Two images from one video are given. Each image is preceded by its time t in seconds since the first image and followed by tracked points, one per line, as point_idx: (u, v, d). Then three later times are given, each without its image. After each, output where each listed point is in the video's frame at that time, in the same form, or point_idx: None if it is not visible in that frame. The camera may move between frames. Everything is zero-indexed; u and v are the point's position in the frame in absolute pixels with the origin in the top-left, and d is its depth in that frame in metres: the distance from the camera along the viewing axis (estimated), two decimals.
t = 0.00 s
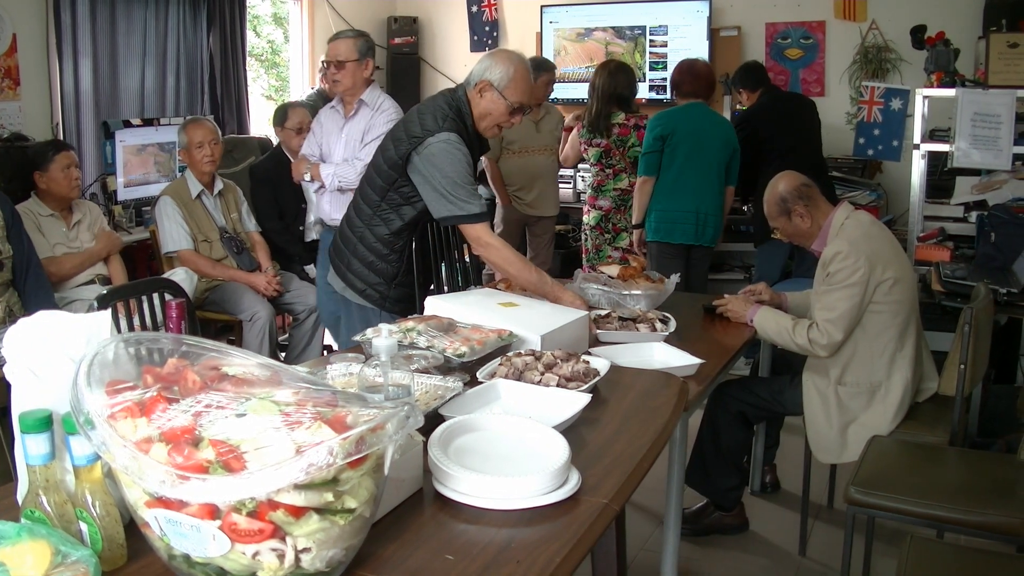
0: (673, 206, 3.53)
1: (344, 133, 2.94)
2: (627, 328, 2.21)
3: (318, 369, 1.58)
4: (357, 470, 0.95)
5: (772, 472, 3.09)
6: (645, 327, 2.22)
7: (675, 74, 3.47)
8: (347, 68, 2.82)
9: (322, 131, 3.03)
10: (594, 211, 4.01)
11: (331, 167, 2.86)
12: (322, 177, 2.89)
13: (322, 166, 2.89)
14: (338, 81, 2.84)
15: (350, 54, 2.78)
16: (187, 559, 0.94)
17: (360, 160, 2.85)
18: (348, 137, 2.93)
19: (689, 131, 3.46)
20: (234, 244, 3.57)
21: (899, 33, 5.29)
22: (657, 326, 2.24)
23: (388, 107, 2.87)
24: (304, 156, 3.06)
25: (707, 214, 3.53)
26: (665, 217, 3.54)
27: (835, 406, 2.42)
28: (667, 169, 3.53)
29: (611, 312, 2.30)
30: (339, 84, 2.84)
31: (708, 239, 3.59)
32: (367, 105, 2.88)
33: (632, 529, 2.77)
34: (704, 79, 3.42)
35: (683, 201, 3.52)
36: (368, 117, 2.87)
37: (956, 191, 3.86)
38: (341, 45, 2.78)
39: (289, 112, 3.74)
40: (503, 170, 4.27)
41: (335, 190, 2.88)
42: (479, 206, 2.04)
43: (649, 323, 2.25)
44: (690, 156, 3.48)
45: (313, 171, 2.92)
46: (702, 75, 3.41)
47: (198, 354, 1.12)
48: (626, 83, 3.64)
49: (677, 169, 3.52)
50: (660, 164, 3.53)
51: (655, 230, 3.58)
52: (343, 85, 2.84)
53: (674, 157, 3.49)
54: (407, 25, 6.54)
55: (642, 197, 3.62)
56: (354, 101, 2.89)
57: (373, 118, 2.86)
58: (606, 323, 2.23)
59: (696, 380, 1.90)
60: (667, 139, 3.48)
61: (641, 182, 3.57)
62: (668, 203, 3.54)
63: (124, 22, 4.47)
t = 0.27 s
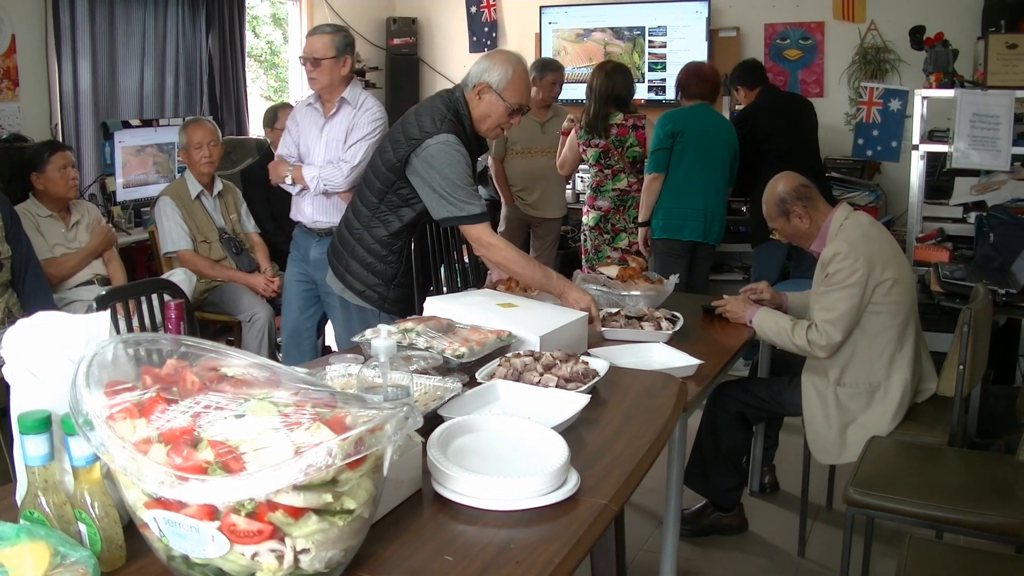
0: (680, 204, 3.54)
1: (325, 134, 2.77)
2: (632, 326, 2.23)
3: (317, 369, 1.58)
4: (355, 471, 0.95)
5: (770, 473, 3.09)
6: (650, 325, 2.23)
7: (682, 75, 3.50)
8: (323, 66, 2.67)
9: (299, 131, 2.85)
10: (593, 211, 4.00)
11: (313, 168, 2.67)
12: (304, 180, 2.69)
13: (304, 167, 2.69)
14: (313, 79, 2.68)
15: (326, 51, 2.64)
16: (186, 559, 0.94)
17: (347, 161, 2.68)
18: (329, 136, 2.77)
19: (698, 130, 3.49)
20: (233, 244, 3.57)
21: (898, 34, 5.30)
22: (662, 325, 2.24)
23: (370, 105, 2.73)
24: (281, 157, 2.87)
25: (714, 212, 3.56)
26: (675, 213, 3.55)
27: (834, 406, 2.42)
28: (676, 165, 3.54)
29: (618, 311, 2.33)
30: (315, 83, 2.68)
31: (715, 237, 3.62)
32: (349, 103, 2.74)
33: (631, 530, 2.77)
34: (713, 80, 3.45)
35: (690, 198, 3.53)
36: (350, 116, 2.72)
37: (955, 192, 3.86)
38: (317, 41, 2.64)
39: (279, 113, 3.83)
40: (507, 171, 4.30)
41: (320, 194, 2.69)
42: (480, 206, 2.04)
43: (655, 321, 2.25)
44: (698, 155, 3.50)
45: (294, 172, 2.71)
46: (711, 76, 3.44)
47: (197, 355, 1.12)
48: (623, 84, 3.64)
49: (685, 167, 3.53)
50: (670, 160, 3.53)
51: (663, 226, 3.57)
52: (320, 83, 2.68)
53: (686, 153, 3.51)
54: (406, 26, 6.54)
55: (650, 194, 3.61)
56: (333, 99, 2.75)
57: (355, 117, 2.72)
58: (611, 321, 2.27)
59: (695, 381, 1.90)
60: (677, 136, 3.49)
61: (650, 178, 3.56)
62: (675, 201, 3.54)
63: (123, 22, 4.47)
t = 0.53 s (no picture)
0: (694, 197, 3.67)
1: (292, 144, 2.67)
2: (632, 327, 2.23)
3: (316, 371, 1.58)
4: (355, 473, 0.95)
5: (770, 475, 3.09)
6: (650, 327, 2.22)
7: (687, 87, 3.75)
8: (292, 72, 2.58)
9: (263, 142, 2.75)
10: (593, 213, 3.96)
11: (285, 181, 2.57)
12: (276, 194, 2.59)
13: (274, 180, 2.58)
14: (282, 87, 2.60)
15: (294, 57, 2.56)
16: (186, 561, 0.94)
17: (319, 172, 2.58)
18: (297, 147, 2.67)
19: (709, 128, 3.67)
20: (232, 246, 3.56)
21: (897, 35, 5.30)
22: (663, 327, 2.23)
23: (339, 112, 2.64)
24: (246, 170, 2.74)
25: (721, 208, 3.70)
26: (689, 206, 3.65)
27: (833, 407, 2.42)
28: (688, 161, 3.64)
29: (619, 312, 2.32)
30: (286, 91, 2.60)
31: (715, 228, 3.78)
32: (315, 111, 2.65)
33: (630, 532, 2.77)
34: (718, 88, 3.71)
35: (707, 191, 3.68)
36: (318, 125, 2.63)
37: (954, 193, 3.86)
38: (281, 47, 2.55)
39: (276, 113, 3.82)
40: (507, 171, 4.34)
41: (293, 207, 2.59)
42: (461, 195, 2.05)
43: (654, 323, 2.24)
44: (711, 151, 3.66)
45: (263, 186, 2.60)
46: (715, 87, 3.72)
47: (196, 357, 1.12)
48: (621, 84, 3.62)
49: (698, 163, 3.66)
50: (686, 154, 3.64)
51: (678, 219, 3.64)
52: (290, 91, 2.60)
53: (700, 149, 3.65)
54: (406, 28, 6.55)
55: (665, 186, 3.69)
56: (299, 108, 2.65)
57: (324, 125, 2.63)
58: (611, 323, 2.26)
59: (694, 383, 1.90)
60: (691, 131, 3.65)
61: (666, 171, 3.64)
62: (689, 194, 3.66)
63: (123, 24, 4.48)
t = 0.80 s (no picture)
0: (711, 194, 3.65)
1: (250, 143, 2.70)
2: (632, 330, 2.23)
3: (315, 374, 1.58)
4: (355, 476, 0.95)
5: (770, 478, 3.08)
6: (650, 330, 2.23)
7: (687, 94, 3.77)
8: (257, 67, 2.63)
9: (217, 143, 2.75)
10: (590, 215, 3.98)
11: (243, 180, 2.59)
12: (232, 193, 2.61)
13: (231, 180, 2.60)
14: (245, 83, 2.63)
15: (258, 50, 2.60)
16: (186, 563, 0.94)
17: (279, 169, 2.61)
18: (255, 146, 2.70)
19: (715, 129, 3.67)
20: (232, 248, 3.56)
21: (897, 38, 5.31)
22: (662, 329, 2.25)
23: (298, 109, 2.70)
24: (200, 171, 2.76)
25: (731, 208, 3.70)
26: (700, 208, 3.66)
27: (833, 410, 2.42)
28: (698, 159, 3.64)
29: (618, 315, 2.33)
30: (250, 87, 2.63)
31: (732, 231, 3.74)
32: (274, 108, 2.70)
33: (630, 534, 2.77)
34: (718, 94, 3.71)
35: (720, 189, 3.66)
36: (277, 123, 2.68)
37: (955, 196, 3.85)
38: (243, 41, 2.59)
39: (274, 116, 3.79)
40: (507, 175, 4.34)
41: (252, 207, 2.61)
42: (409, 179, 2.05)
43: (654, 326, 2.26)
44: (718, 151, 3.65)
45: (219, 186, 2.62)
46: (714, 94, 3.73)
47: (196, 360, 1.12)
48: (621, 86, 3.62)
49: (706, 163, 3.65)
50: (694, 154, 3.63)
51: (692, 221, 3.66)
52: (254, 87, 2.63)
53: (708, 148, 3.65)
54: (406, 31, 6.56)
55: (676, 186, 3.64)
56: (258, 105, 2.69)
57: (283, 123, 2.68)
58: (611, 326, 2.26)
59: (694, 386, 1.90)
60: (699, 130, 3.63)
61: (679, 168, 3.61)
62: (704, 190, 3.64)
63: (123, 26, 4.49)
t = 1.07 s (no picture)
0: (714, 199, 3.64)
1: (218, 148, 2.68)
2: (632, 334, 2.23)
3: (315, 379, 1.58)
4: (355, 480, 0.95)
5: (770, 482, 3.08)
6: (650, 334, 2.24)
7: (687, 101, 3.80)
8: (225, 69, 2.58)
9: (185, 149, 2.73)
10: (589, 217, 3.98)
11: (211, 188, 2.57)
12: (199, 202, 2.58)
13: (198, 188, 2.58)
14: (214, 86, 2.59)
15: (227, 51, 2.55)
16: (186, 567, 0.95)
17: (248, 175, 2.59)
18: (224, 150, 2.67)
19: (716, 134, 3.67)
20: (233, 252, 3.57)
21: (896, 42, 5.31)
22: (662, 334, 2.25)
23: (267, 111, 2.67)
24: (168, 178, 2.73)
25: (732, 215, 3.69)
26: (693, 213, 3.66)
27: (833, 414, 2.42)
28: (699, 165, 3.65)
29: (618, 319, 2.33)
30: (221, 91, 2.59)
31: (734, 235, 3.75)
32: (242, 111, 2.66)
33: (630, 539, 2.77)
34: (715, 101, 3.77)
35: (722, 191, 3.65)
36: (245, 125, 2.65)
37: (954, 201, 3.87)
38: (210, 42, 2.54)
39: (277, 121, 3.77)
40: (507, 181, 4.32)
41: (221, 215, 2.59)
42: (357, 174, 2.05)
43: (654, 330, 2.27)
44: (717, 157, 3.66)
45: (187, 194, 2.59)
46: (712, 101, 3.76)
47: (196, 365, 1.13)
48: (621, 88, 3.62)
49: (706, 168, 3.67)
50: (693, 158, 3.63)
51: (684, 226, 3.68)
52: (224, 90, 2.60)
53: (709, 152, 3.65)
54: (406, 35, 6.57)
55: (675, 191, 3.66)
56: (224, 108, 2.65)
57: (252, 125, 2.65)
58: (611, 330, 2.27)
59: (694, 390, 1.90)
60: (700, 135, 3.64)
61: (677, 174, 3.63)
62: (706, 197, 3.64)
63: (124, 30, 4.51)
